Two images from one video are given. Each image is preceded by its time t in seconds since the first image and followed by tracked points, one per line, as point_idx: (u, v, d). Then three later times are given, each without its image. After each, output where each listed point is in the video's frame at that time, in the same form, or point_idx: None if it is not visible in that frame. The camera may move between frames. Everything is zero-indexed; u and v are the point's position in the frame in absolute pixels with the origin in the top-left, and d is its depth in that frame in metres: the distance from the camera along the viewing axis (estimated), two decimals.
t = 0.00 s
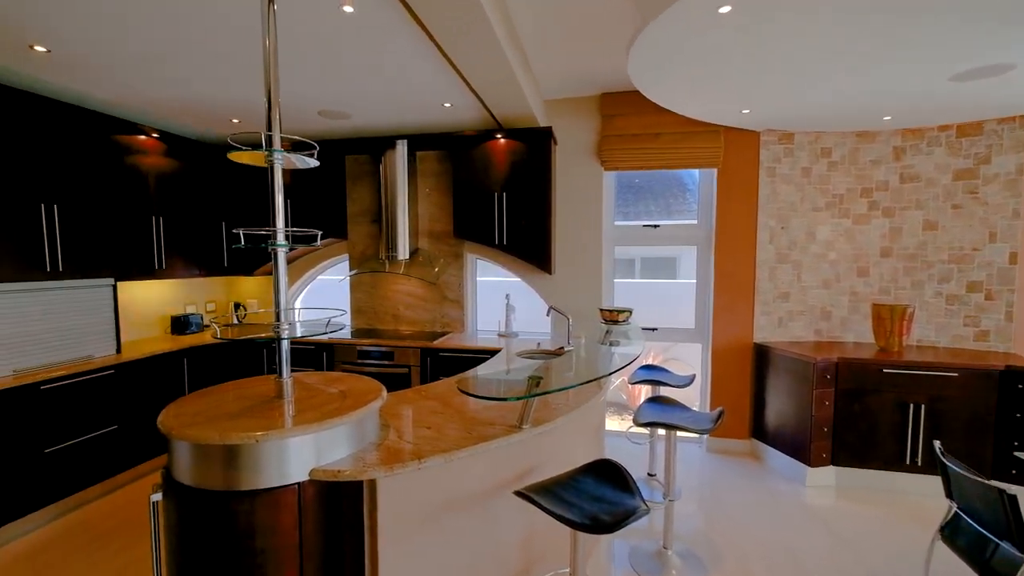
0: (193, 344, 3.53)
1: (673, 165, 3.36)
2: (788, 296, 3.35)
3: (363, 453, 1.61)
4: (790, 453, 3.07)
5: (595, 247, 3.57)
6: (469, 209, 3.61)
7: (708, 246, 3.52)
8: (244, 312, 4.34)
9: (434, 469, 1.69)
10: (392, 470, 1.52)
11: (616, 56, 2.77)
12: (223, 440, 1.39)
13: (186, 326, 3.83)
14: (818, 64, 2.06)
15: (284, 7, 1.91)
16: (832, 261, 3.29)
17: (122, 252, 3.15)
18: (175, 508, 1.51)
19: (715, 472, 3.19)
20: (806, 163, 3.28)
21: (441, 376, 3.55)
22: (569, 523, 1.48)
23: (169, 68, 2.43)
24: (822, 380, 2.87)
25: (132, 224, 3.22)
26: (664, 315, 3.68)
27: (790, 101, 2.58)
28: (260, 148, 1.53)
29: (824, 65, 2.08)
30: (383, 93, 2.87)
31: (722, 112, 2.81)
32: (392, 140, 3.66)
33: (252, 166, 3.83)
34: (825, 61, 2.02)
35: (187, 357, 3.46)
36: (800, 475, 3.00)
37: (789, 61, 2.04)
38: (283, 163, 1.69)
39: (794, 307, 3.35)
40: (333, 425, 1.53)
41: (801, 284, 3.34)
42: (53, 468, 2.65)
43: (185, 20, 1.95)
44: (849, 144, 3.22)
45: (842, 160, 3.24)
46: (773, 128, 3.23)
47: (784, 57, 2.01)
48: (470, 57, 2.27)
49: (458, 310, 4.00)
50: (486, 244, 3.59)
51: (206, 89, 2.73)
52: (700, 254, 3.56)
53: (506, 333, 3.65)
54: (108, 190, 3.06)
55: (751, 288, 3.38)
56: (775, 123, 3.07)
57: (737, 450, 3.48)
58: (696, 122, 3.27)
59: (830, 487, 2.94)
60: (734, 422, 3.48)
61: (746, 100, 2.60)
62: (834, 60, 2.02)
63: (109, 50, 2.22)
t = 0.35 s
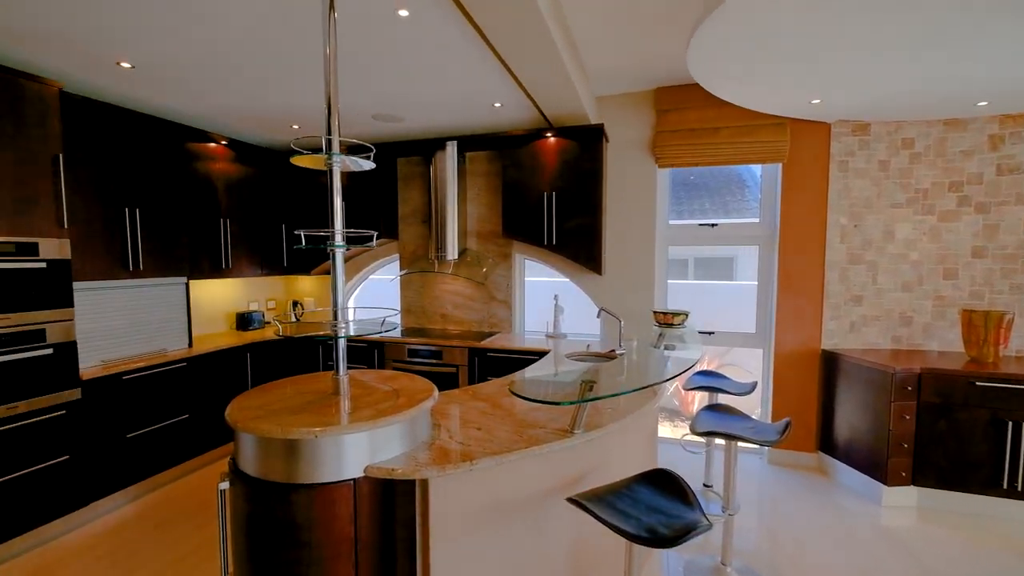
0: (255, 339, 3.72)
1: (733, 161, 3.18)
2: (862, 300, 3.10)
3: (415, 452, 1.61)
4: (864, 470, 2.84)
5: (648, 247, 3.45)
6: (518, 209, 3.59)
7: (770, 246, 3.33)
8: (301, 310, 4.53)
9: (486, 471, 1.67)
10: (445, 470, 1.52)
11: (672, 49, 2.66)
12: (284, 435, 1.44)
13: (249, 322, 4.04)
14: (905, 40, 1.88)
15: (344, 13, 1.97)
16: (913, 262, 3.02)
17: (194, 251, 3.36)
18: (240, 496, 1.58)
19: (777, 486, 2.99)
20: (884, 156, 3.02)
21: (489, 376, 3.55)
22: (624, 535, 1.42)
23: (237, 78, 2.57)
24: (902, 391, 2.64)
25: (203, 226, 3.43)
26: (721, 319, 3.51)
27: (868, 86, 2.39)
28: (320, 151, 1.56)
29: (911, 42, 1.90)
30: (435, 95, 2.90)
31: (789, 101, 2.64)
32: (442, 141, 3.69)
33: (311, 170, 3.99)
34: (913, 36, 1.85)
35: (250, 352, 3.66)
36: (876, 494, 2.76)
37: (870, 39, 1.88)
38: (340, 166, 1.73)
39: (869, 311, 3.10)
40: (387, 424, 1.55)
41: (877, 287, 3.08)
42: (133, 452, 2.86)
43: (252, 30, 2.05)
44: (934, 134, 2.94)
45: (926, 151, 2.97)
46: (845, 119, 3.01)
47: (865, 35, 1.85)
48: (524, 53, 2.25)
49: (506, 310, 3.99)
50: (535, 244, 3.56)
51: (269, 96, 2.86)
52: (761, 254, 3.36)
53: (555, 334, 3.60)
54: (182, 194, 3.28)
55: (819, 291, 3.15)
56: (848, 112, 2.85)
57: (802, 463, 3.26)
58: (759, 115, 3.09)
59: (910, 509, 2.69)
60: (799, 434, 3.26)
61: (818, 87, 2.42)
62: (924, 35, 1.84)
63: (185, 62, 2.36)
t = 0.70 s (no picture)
0: (306, 336, 3.86)
1: (793, 156, 3.00)
2: (941, 304, 2.84)
3: (460, 453, 1.60)
4: (943, 489, 2.60)
5: (700, 246, 3.31)
6: (562, 208, 3.54)
7: (834, 245, 3.11)
8: (349, 308, 4.67)
9: (532, 475, 1.64)
10: (489, 472, 1.50)
11: (727, 38, 2.53)
12: (333, 431, 1.46)
13: (300, 320, 4.20)
14: (994, 20, 1.71)
15: (393, 16, 1.99)
16: (1002, 262, 2.74)
17: (251, 252, 3.53)
18: (291, 489, 1.63)
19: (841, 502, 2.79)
20: (967, 147, 2.76)
21: (532, 377, 3.52)
22: (678, 549, 1.34)
23: (290, 85, 2.67)
24: (988, 405, 2.40)
25: (259, 227, 3.59)
26: (778, 322, 3.31)
27: (949, 71, 2.18)
28: (370, 152, 1.58)
29: (1002, 22, 1.72)
30: (480, 96, 2.91)
31: (858, 90, 2.46)
32: (486, 141, 3.69)
33: (359, 172, 4.10)
34: (1005, 15, 1.67)
35: (301, 348, 3.80)
36: (957, 517, 2.52)
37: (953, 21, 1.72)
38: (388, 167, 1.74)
39: (948, 317, 2.83)
40: (432, 423, 1.54)
41: (958, 289, 2.81)
42: (195, 441, 3.03)
43: (306, 37, 2.11)
44: None
45: (1019, 140, 2.68)
46: (923, 106, 2.76)
47: (946, 16, 1.69)
48: (572, 51, 2.21)
49: (549, 311, 3.94)
50: (580, 244, 3.49)
51: (321, 101, 2.95)
52: (824, 254, 3.15)
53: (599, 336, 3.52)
54: (240, 196, 3.44)
55: (891, 294, 2.92)
56: (926, 99, 2.62)
57: (870, 479, 3.02)
58: (822, 105, 2.89)
59: (998, 535, 2.44)
60: (866, 448, 3.03)
61: (891, 74, 2.24)
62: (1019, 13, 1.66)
63: (243, 70, 2.47)
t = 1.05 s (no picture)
0: (349, 334, 3.96)
1: (857, 149, 2.80)
2: None
3: (500, 456, 1.57)
4: None
5: (750, 246, 3.16)
6: (604, 207, 3.45)
7: (902, 245, 2.88)
8: (389, 307, 4.76)
9: (572, 482, 1.58)
10: (529, 477, 1.46)
11: (783, 25, 2.38)
12: (374, 430, 1.46)
13: (343, 318, 4.32)
14: None
15: (436, 16, 1.99)
16: None
17: (298, 252, 3.65)
18: (333, 487, 1.64)
19: (909, 523, 2.57)
20: None
21: (571, 379, 3.45)
22: (729, 567, 1.26)
23: (338, 89, 2.74)
24: None
25: (305, 227, 3.71)
26: (837, 327, 3.11)
27: None
28: (411, 153, 1.58)
29: None
30: (521, 94, 2.88)
31: (933, 77, 2.26)
32: (525, 140, 3.65)
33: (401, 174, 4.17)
34: None
35: (344, 346, 3.90)
36: None
37: None
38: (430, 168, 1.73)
39: None
40: (472, 425, 1.52)
41: None
42: (245, 433, 3.16)
43: (351, 41, 2.15)
44: None
45: None
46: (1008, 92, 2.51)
47: None
48: (618, 46, 2.15)
49: (589, 312, 3.86)
50: (622, 243, 3.40)
51: (365, 104, 3.01)
52: (890, 254, 2.92)
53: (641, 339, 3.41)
54: (287, 198, 3.56)
55: (969, 298, 2.67)
56: (1013, 84, 2.38)
57: (942, 499, 2.78)
58: (891, 93, 2.67)
59: None
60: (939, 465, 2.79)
61: (973, 57, 2.04)
62: None
63: (291, 75, 2.54)
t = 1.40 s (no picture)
0: (389, 333, 4.03)
1: (927, 140, 2.57)
2: None
3: (536, 461, 1.53)
4: None
5: (805, 245, 2.98)
6: (645, 205, 3.34)
7: (979, 243, 2.62)
8: (428, 307, 4.82)
9: (612, 490, 1.52)
10: (565, 483, 1.42)
11: (843, 9, 2.22)
12: (410, 430, 1.46)
13: (383, 317, 4.40)
14: None
15: (475, 16, 1.98)
16: None
17: (341, 252, 3.75)
18: (370, 484, 1.66)
19: (987, 549, 2.34)
20: None
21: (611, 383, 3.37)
22: None
23: (380, 92, 2.79)
24: None
25: (348, 228, 3.80)
26: (903, 333, 2.87)
27: None
28: (449, 153, 1.56)
29: None
30: (559, 92, 2.84)
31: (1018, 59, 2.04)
32: (564, 138, 3.60)
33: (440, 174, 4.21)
34: None
35: (384, 344, 3.97)
36: None
37: None
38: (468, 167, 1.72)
39: None
40: (508, 428, 1.49)
41: None
42: (290, 427, 3.27)
43: (391, 43, 2.17)
44: None
45: None
46: None
47: None
48: (661, 39, 2.07)
49: (629, 313, 3.76)
50: (664, 243, 3.28)
51: (405, 106, 3.05)
52: (965, 253, 2.67)
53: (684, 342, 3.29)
54: (331, 200, 3.66)
55: None
56: None
57: None
58: (968, 78, 2.43)
59: None
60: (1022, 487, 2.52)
61: None
62: None
63: (336, 81, 2.61)
